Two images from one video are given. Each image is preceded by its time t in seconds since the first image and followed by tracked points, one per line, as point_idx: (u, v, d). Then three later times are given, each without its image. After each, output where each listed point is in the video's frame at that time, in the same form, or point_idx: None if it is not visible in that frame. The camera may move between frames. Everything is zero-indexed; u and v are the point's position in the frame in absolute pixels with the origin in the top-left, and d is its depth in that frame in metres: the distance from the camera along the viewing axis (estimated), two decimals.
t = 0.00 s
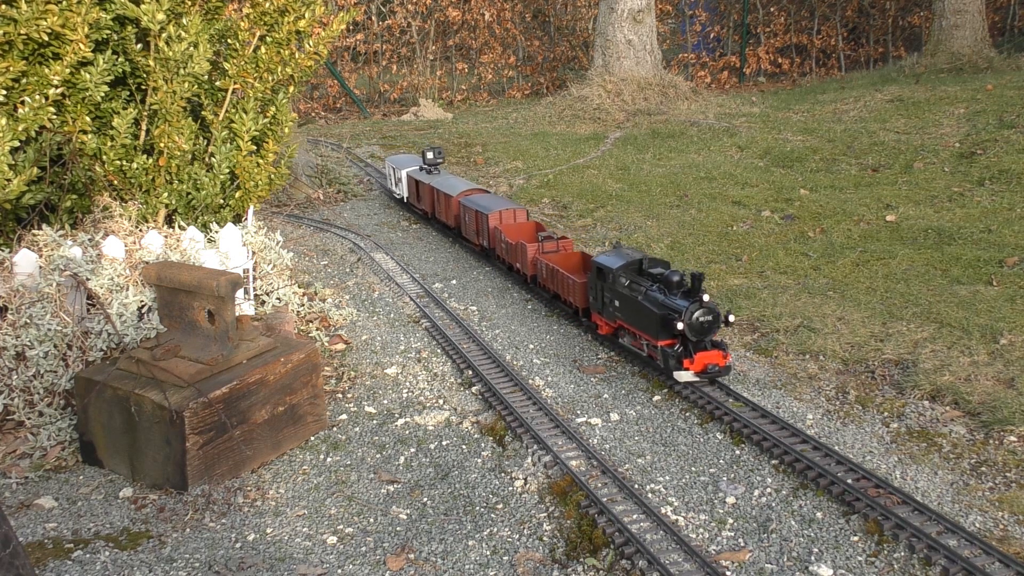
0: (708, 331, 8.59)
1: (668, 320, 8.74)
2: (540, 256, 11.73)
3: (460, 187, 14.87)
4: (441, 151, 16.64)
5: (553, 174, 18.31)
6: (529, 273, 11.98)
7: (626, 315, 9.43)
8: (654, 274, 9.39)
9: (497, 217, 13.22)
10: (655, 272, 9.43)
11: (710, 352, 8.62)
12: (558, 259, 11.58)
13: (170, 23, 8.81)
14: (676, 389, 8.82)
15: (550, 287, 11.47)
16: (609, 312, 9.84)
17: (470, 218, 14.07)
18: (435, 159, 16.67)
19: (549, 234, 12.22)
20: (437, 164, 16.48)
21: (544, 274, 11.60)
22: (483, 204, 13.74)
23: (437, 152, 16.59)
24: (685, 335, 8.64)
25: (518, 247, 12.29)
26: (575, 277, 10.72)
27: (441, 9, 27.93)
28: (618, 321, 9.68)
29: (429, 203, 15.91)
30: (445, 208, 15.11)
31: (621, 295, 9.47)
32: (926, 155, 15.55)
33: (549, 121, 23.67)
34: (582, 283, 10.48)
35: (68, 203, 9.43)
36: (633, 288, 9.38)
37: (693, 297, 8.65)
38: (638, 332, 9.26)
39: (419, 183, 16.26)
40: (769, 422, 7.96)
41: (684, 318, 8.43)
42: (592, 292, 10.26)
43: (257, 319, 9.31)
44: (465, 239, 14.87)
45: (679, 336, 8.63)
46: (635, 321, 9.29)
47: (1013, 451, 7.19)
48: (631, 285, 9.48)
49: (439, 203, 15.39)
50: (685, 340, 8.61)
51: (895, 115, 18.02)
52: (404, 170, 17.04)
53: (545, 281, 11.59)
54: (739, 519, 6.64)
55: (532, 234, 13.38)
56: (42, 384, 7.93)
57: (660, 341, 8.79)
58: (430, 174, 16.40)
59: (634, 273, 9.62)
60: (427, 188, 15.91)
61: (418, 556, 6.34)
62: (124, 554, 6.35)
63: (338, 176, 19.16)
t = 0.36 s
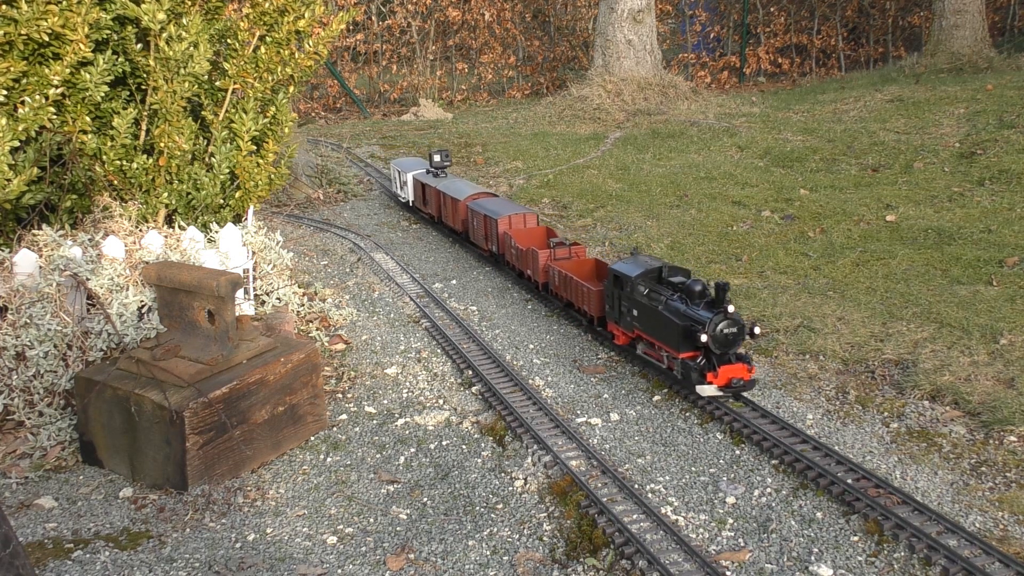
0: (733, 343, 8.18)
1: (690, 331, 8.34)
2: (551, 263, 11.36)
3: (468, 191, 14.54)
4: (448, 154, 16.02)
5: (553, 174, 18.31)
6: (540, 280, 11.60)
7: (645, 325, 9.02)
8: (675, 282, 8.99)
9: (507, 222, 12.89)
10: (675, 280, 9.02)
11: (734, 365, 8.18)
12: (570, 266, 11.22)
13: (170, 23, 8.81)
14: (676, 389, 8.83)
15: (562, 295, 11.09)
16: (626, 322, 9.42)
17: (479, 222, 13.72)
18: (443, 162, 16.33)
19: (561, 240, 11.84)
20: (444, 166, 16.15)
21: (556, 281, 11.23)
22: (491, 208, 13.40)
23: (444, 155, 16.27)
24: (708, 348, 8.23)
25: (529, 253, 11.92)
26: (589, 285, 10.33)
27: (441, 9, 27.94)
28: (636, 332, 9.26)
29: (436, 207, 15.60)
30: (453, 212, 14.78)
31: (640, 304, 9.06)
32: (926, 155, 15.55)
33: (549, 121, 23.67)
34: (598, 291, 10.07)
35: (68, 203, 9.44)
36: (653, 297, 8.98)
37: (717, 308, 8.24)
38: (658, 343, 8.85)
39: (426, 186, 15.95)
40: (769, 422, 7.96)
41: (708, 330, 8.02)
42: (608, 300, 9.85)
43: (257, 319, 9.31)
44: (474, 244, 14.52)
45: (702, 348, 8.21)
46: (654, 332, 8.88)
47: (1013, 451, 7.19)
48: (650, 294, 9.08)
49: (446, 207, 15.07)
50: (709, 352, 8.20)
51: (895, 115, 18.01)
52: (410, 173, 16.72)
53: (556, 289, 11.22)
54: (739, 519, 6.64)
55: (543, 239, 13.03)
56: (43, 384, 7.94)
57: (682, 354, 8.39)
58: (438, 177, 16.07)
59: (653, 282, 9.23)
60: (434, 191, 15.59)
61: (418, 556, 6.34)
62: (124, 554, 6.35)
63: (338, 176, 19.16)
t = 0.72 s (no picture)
0: (758, 356, 7.86)
1: (714, 343, 8.04)
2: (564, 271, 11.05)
3: (476, 195, 14.25)
4: (455, 156, 15.92)
5: (553, 174, 18.31)
6: (553, 288, 11.28)
7: (666, 336, 8.76)
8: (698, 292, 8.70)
9: (517, 227, 12.63)
10: (697, 290, 8.75)
11: (761, 381, 7.80)
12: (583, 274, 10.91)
13: (170, 23, 8.81)
14: (677, 389, 8.82)
15: (576, 303, 10.76)
16: (646, 332, 9.16)
17: (488, 227, 13.44)
18: (449, 165, 16.10)
19: (573, 247, 11.56)
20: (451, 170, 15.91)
21: (569, 289, 10.91)
22: (501, 213, 13.10)
23: (450, 158, 16.07)
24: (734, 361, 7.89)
25: (541, 260, 11.61)
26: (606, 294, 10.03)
27: (441, 9, 27.95)
28: (658, 343, 8.96)
29: (443, 212, 15.31)
30: (460, 216, 14.48)
31: (660, 314, 8.81)
32: (926, 155, 15.55)
33: (549, 121, 23.66)
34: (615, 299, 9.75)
35: (68, 203, 9.44)
36: (674, 307, 8.71)
37: (742, 319, 7.95)
38: (680, 355, 8.57)
39: (432, 190, 15.67)
40: (769, 422, 7.96)
41: (733, 343, 7.72)
42: (626, 309, 9.59)
43: (257, 319, 9.31)
44: (482, 250, 14.24)
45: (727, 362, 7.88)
46: (676, 344, 8.60)
47: (1013, 451, 7.19)
48: (671, 305, 8.81)
49: (453, 212, 14.78)
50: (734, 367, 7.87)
51: (895, 115, 18.01)
52: (415, 177, 16.42)
53: (570, 297, 10.90)
54: (739, 519, 6.64)
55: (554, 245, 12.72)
56: (42, 384, 7.94)
57: (705, 367, 8.08)
58: (444, 181, 15.79)
59: (674, 292, 8.94)
60: (441, 196, 15.30)
61: (418, 556, 6.34)
62: (124, 554, 6.34)
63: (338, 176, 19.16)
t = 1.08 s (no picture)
0: (788, 371, 7.52)
1: (741, 357, 7.70)
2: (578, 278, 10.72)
3: (485, 199, 13.97)
4: (461, 159, 15.79)
5: (553, 174, 18.32)
6: (566, 296, 10.93)
7: (688, 348, 8.40)
8: (721, 303, 8.35)
9: (527, 232, 12.32)
10: (721, 300, 8.40)
11: (790, 397, 7.52)
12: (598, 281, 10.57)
13: (170, 23, 8.81)
14: (676, 389, 8.83)
15: (591, 311, 10.41)
16: (667, 343, 8.80)
17: (497, 232, 13.11)
18: (455, 169, 15.92)
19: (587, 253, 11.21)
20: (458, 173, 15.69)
21: (584, 297, 10.56)
22: (511, 218, 12.80)
23: (456, 161, 15.92)
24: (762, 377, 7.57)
25: (553, 266, 11.27)
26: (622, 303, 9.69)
27: (441, 9, 27.96)
28: (679, 355, 8.60)
29: (450, 216, 15.01)
30: (468, 220, 14.19)
31: (682, 325, 8.45)
32: (926, 155, 15.55)
33: (549, 121, 23.66)
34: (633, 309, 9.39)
35: (68, 203, 9.44)
36: (697, 318, 8.35)
37: (771, 333, 7.61)
38: (704, 368, 8.23)
39: (439, 194, 15.38)
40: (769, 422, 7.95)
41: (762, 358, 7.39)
42: (644, 319, 9.24)
43: (257, 319, 9.31)
44: (492, 255, 13.91)
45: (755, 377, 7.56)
46: (699, 356, 8.25)
47: (1013, 451, 7.19)
48: (693, 315, 8.45)
49: (461, 216, 14.49)
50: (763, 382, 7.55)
51: (895, 115, 18.01)
52: (421, 180, 16.17)
53: (584, 305, 10.55)
54: (739, 519, 6.64)
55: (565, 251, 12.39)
56: (43, 384, 7.94)
57: (730, 381, 7.76)
58: (450, 184, 15.55)
59: (696, 301, 8.59)
60: (448, 200, 15.01)
61: (418, 556, 6.34)
62: (124, 554, 6.35)
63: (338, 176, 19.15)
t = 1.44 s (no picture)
0: (820, 388, 7.17)
1: (770, 372, 7.37)
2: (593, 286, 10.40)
3: (493, 204, 13.67)
4: (468, 162, 15.55)
5: (553, 174, 18.32)
6: (579, 305, 10.61)
7: (712, 362, 8.08)
8: (747, 314, 8.01)
9: (538, 238, 12.00)
10: (747, 312, 8.07)
11: (822, 415, 7.14)
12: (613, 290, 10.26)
13: (170, 23, 8.81)
14: (676, 389, 8.83)
15: (606, 321, 10.09)
16: (689, 356, 8.47)
17: (507, 238, 12.79)
18: (462, 172, 15.66)
19: (601, 261, 10.90)
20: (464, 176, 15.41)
21: (598, 306, 10.24)
22: (521, 223, 12.51)
23: (463, 164, 15.65)
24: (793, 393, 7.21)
25: (566, 274, 10.96)
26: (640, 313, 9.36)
27: (441, 9, 27.97)
28: (703, 368, 8.27)
29: (457, 220, 14.69)
30: (476, 225, 13.91)
31: (706, 337, 8.14)
32: (926, 155, 15.55)
33: (549, 121, 23.67)
34: (652, 319, 9.06)
35: (68, 203, 9.44)
36: (722, 330, 8.03)
37: (802, 347, 7.25)
38: (729, 383, 7.90)
39: (445, 198, 15.07)
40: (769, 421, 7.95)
41: (794, 373, 7.05)
42: (664, 329, 8.93)
43: (257, 319, 9.32)
44: (501, 261, 13.59)
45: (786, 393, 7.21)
46: (724, 370, 7.93)
47: (1013, 451, 7.19)
48: (717, 327, 8.13)
49: (468, 220, 14.20)
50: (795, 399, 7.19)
51: (895, 115, 18.01)
52: (428, 183, 15.89)
53: (599, 314, 10.23)
54: (739, 519, 6.64)
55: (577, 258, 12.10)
56: (43, 384, 7.94)
57: (759, 397, 7.43)
58: (457, 188, 15.28)
59: (720, 313, 8.26)
60: (455, 204, 14.68)
61: (418, 556, 6.34)
62: (124, 554, 6.35)
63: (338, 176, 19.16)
